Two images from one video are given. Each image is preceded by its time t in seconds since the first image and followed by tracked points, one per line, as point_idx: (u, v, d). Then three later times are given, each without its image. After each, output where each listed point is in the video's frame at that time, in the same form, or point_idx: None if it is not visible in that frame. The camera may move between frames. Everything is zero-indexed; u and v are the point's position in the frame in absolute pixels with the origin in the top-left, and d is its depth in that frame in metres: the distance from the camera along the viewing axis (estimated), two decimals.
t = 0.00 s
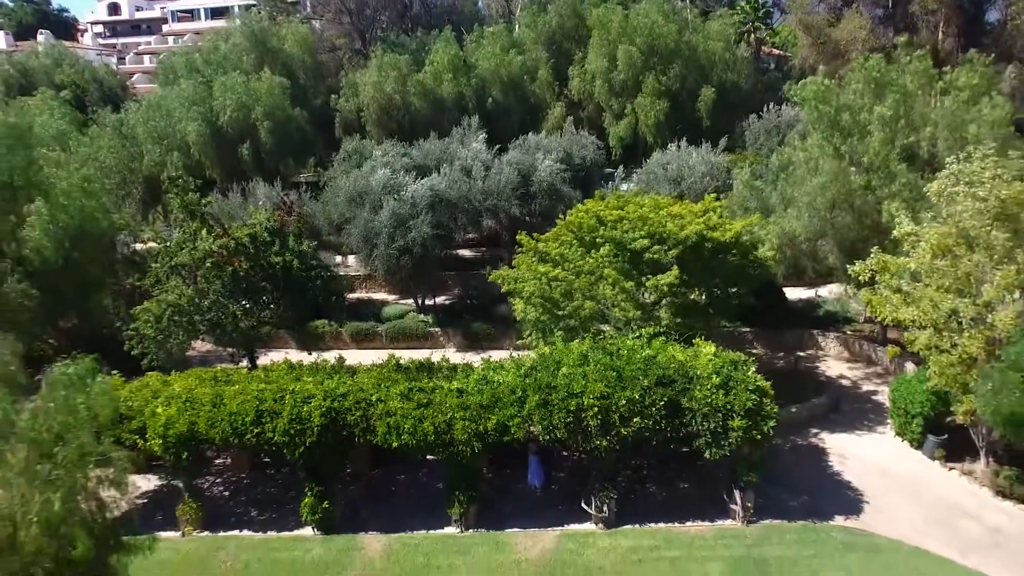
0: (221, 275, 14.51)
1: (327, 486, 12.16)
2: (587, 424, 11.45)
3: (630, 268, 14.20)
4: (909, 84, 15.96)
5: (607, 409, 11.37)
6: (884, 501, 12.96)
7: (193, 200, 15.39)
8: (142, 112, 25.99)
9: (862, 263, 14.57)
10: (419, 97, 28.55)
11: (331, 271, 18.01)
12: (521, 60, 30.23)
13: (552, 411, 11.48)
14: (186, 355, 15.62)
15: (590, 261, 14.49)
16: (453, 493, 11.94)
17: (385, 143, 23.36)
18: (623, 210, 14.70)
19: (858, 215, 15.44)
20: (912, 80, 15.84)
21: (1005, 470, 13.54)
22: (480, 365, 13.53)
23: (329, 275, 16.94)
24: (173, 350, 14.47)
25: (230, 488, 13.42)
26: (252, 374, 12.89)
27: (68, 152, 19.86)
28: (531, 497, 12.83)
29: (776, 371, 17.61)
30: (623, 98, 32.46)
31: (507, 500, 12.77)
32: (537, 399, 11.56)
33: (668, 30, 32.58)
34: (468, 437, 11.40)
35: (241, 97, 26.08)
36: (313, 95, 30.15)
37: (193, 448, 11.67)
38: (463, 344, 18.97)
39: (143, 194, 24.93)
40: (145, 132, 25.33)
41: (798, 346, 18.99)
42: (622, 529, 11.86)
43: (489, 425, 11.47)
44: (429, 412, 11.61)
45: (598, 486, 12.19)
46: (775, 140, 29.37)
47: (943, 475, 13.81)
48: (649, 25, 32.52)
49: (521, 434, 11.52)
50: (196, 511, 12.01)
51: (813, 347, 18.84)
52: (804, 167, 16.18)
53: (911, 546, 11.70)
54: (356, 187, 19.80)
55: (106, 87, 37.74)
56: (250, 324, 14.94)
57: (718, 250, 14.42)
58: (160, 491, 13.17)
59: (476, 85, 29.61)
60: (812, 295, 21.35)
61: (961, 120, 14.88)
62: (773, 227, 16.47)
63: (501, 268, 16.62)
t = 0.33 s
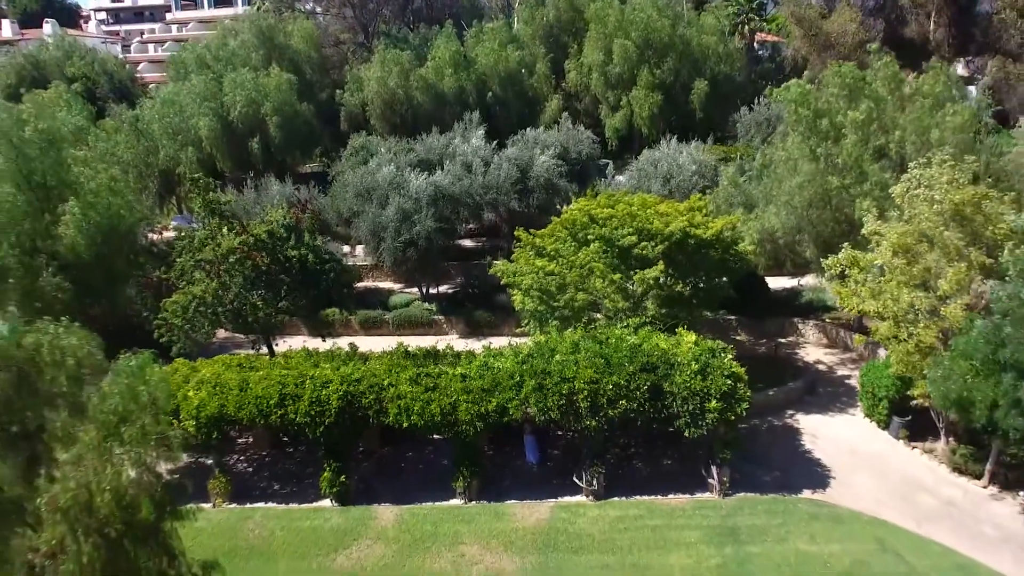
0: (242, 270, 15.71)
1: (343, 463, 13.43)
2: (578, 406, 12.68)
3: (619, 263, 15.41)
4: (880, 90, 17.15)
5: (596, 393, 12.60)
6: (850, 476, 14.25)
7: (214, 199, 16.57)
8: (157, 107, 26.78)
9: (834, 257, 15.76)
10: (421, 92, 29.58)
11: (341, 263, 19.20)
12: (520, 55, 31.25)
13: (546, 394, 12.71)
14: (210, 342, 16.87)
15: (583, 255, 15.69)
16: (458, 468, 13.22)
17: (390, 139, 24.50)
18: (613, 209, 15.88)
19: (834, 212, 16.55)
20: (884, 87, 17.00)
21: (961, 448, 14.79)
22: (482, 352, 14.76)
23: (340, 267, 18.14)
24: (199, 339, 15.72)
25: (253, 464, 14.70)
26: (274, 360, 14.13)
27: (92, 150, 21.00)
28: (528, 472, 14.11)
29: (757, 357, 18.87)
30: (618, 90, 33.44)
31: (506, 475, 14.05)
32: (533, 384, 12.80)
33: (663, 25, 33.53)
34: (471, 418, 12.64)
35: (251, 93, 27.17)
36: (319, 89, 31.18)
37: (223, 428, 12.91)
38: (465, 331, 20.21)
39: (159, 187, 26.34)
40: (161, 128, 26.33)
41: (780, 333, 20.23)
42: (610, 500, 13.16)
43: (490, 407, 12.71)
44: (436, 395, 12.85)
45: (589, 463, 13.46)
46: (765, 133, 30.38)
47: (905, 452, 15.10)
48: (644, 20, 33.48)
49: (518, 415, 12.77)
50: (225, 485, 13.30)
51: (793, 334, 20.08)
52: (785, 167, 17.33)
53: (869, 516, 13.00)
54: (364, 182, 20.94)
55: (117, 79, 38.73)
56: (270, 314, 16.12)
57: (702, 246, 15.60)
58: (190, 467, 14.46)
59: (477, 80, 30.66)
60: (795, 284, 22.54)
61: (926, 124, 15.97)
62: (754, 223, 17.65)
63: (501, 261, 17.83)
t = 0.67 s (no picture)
0: (260, 272, 16.94)
1: (356, 450, 14.71)
2: (569, 398, 13.95)
3: (609, 266, 16.64)
4: (853, 103, 18.39)
5: (586, 387, 13.86)
6: (820, 463, 15.54)
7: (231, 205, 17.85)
8: (171, 112, 27.95)
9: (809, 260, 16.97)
10: (424, 94, 30.70)
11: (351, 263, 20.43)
12: (518, 59, 32.38)
13: (541, 387, 13.98)
14: (229, 339, 18.14)
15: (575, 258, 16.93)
16: (461, 454, 14.50)
17: (395, 143, 25.69)
18: (603, 214, 17.11)
19: (810, 217, 17.83)
20: (856, 99, 18.41)
21: (923, 436, 16.00)
22: (482, 348, 16.03)
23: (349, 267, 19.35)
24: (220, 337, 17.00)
25: (272, 451, 16.00)
26: (292, 356, 15.41)
27: (116, 154, 22.35)
28: (525, 459, 15.40)
29: (739, 351, 20.15)
30: (614, 92, 34.54)
31: (506, 461, 15.36)
32: (529, 378, 14.08)
33: (657, 28, 34.63)
34: (473, 408, 13.92)
35: (261, 98, 28.38)
36: (325, 91, 32.37)
37: (247, 417, 14.20)
38: (467, 326, 21.48)
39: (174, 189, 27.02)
40: (175, 132, 27.56)
41: (763, 329, 21.46)
42: (599, 483, 14.46)
43: (490, 398, 13.99)
44: (441, 388, 14.14)
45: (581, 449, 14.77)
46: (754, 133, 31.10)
47: (872, 440, 16.39)
48: (640, 23, 34.58)
49: (516, 405, 14.04)
50: (248, 470, 14.61)
51: (775, 329, 21.31)
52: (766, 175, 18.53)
53: (835, 499, 14.28)
54: (371, 186, 22.16)
55: (128, 81, 39.67)
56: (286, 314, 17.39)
57: (685, 249, 16.82)
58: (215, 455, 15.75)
59: (477, 83, 31.82)
60: (779, 281, 23.76)
61: (894, 136, 17.29)
62: (737, 227, 18.89)
63: (500, 262, 19.06)
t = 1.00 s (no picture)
0: (275, 282, 18.25)
1: (365, 448, 16.00)
2: (561, 399, 15.22)
3: (600, 276, 17.92)
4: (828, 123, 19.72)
5: (576, 389, 15.13)
6: (794, 460, 16.81)
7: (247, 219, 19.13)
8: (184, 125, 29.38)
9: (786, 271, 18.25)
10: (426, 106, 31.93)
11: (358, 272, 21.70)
12: (517, 72, 33.67)
13: (535, 390, 15.26)
14: (245, 344, 19.45)
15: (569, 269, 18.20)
16: (461, 452, 15.78)
17: (399, 156, 26.93)
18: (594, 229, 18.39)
19: (788, 230, 19.07)
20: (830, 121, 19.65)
21: (890, 435, 17.23)
22: (481, 353, 17.32)
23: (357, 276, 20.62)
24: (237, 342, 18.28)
25: (287, 448, 17.30)
26: (306, 361, 16.69)
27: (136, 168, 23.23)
28: (521, 456, 16.70)
29: (724, 355, 21.45)
30: (610, 103, 35.74)
31: (503, 458, 16.65)
32: (525, 382, 15.36)
33: (652, 42, 35.91)
34: (473, 409, 15.20)
35: (270, 111, 29.71)
36: (331, 103, 33.72)
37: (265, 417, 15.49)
38: (467, 332, 22.77)
39: (189, 199, 27.84)
40: (189, 145, 28.26)
41: (747, 334, 22.74)
42: (588, 478, 15.76)
43: (488, 400, 15.28)
44: (444, 391, 15.41)
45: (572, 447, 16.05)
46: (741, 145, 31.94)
47: (844, 439, 17.66)
48: (634, 37, 35.87)
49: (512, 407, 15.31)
50: (267, 465, 15.92)
51: (759, 335, 22.58)
52: (747, 190, 19.78)
53: (805, 492, 15.56)
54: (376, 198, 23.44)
55: (139, 92, 40.35)
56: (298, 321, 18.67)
57: (671, 262, 18.09)
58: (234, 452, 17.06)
59: (478, 96, 33.13)
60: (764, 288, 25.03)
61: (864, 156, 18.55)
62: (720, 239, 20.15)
63: (499, 272, 20.33)
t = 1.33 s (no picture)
0: (287, 301, 19.59)
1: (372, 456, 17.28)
2: (553, 411, 16.52)
3: (590, 297, 19.24)
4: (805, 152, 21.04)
5: (566, 401, 16.43)
6: (770, 467, 18.07)
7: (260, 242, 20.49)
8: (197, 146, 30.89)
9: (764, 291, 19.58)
10: (427, 129, 33.32)
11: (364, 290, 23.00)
12: (515, 95, 35.09)
13: (529, 402, 16.56)
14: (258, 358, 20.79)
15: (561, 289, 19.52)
16: (461, 459, 17.07)
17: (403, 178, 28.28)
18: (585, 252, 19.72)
19: (766, 253, 20.38)
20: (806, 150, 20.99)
21: (861, 445, 18.49)
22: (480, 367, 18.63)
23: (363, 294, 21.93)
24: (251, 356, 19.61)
25: (299, 455, 18.61)
26: (318, 375, 17.98)
27: (155, 191, 24.56)
28: (516, 463, 17.98)
29: (708, 369, 22.74)
30: (605, 123, 37.01)
31: (500, 465, 17.93)
32: (519, 395, 16.66)
33: (645, 66, 37.35)
34: (472, 420, 16.49)
35: (279, 134, 31.15)
36: (337, 125, 35.20)
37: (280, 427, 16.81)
38: (467, 346, 24.09)
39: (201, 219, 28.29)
40: (202, 166, 28.92)
41: (732, 349, 24.01)
42: (578, 483, 17.05)
43: (486, 411, 16.58)
44: (445, 403, 16.71)
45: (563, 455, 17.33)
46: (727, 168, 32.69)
47: (818, 449, 18.92)
48: (628, 61, 37.34)
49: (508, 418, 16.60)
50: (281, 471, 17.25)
51: (742, 350, 23.85)
52: (729, 215, 21.12)
53: (779, 497, 16.82)
54: (381, 220, 24.80)
55: (151, 112, 41.70)
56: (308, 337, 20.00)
57: (656, 283, 19.39)
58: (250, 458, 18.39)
59: (478, 118, 34.55)
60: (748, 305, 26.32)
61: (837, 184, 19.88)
62: (704, 260, 21.49)
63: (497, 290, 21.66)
